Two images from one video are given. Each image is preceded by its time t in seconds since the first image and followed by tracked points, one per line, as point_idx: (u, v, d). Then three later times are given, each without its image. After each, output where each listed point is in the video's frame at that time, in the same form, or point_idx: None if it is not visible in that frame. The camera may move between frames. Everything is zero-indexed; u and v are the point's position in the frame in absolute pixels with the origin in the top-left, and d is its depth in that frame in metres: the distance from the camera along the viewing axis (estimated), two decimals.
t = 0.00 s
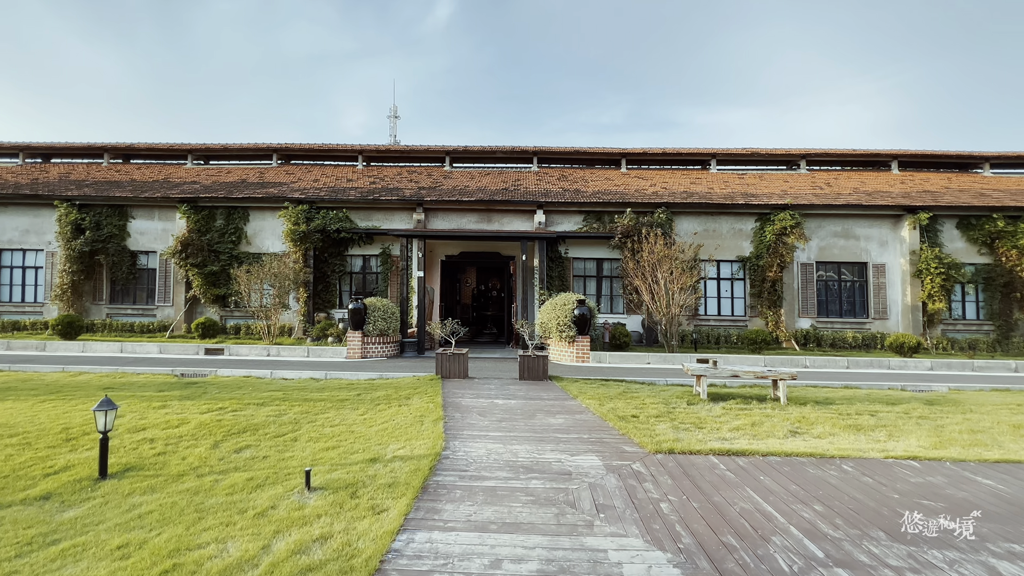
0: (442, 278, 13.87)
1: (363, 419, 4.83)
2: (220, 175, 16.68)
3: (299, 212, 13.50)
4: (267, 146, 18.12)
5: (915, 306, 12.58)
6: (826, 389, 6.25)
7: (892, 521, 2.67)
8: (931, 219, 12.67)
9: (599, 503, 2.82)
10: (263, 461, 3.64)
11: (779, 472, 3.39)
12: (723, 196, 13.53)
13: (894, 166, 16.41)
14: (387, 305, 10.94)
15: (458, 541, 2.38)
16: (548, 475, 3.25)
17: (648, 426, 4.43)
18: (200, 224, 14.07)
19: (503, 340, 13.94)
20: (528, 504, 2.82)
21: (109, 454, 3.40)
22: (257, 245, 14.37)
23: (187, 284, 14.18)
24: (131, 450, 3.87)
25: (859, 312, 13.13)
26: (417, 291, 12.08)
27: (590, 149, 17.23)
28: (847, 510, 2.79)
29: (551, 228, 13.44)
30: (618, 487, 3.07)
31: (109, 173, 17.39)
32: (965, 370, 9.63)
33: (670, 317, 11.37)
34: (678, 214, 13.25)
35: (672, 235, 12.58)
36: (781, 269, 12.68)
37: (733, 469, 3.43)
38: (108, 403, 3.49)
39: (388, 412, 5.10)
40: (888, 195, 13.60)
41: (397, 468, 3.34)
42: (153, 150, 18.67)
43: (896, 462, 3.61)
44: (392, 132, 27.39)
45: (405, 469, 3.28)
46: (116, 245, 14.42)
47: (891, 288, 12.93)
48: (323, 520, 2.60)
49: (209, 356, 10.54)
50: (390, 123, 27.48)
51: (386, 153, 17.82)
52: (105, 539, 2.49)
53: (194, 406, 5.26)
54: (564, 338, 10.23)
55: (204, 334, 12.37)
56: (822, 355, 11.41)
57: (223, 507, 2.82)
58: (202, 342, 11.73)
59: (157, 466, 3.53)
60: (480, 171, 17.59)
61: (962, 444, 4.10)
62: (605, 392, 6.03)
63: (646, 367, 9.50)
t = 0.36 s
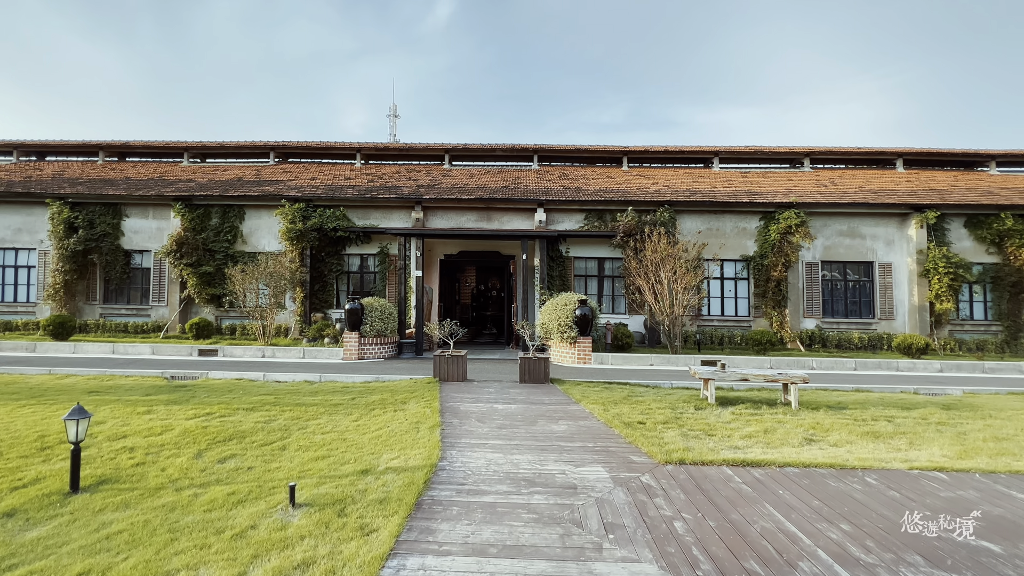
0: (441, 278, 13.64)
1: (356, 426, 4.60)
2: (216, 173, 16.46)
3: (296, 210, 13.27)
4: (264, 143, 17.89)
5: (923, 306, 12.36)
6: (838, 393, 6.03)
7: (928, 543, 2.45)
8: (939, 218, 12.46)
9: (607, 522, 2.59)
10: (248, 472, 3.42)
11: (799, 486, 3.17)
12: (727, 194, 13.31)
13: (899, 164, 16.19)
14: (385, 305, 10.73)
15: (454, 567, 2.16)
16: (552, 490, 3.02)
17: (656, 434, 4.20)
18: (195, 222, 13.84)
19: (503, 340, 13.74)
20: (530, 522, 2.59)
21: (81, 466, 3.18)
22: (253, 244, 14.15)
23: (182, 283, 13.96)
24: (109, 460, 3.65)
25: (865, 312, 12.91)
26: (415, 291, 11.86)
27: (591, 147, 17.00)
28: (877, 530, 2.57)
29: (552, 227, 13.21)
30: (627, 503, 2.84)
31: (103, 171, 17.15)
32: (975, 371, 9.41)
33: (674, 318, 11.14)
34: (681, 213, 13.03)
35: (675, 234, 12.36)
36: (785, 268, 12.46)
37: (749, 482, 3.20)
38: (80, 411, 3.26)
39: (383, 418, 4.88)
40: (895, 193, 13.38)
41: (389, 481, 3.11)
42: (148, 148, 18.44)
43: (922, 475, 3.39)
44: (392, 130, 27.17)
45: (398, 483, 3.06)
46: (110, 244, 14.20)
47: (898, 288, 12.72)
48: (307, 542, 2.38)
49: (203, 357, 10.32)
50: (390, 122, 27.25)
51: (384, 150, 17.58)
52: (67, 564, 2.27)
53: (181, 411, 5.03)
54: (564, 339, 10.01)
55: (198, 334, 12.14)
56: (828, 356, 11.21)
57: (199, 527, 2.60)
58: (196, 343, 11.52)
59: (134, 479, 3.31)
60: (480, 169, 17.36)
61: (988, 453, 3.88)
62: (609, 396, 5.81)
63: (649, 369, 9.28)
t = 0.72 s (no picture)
0: (441, 276, 13.39)
1: (351, 431, 4.36)
2: (212, 171, 16.21)
3: (293, 207, 13.02)
4: (262, 141, 17.66)
5: (931, 305, 12.13)
6: (853, 397, 5.79)
7: (979, 568, 2.21)
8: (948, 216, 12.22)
9: (623, 544, 2.35)
10: (233, 485, 3.18)
11: (827, 500, 2.93)
12: (732, 191, 13.07)
13: (906, 162, 15.97)
14: (383, 305, 10.50)
15: None
16: (561, 505, 2.78)
17: (669, 441, 3.96)
18: (190, 220, 13.60)
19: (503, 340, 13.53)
20: (538, 544, 2.35)
21: (51, 479, 2.94)
22: (249, 242, 13.90)
23: (177, 282, 13.72)
24: (85, 470, 3.41)
25: (873, 312, 12.67)
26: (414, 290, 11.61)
27: (593, 144, 16.76)
28: (921, 553, 2.33)
29: (554, 225, 12.98)
30: (643, 521, 2.60)
31: (98, 168, 16.90)
32: (988, 373, 9.18)
33: (678, 318, 10.91)
34: (685, 210, 12.78)
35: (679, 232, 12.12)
36: (792, 267, 12.23)
37: (773, 496, 2.97)
38: (51, 419, 3.02)
39: (379, 422, 4.64)
40: (902, 190, 13.14)
41: (383, 495, 2.87)
42: (144, 146, 18.19)
43: (958, 487, 3.15)
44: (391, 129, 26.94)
45: (393, 498, 2.82)
46: (103, 242, 13.95)
47: (906, 287, 12.48)
48: (291, 567, 2.14)
49: (197, 358, 10.08)
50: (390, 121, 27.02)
51: (383, 148, 17.33)
52: None
53: (167, 416, 4.79)
54: (567, 339, 9.79)
55: (192, 334, 11.87)
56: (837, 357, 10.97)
57: (174, 549, 2.36)
58: (191, 344, 11.28)
59: (109, 492, 3.08)
60: (480, 166, 17.11)
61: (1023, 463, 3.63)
62: (616, 399, 5.58)
63: (654, 371, 9.04)
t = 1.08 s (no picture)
0: (441, 276, 13.14)
1: (346, 442, 4.11)
2: (209, 169, 15.96)
3: (290, 206, 12.77)
4: (259, 139, 17.40)
5: (941, 306, 11.89)
6: (871, 404, 5.55)
7: None
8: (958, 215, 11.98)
9: None
10: (216, 505, 2.93)
11: (863, 523, 2.69)
12: (738, 190, 12.82)
13: (913, 160, 15.71)
14: (383, 305, 10.27)
15: None
16: (572, 530, 2.54)
17: (684, 454, 3.72)
18: (186, 220, 13.35)
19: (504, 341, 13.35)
20: None
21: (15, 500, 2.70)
22: (245, 241, 13.65)
23: (172, 283, 13.47)
24: (57, 487, 3.17)
25: (881, 313, 12.43)
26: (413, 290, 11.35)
27: (595, 143, 16.52)
28: None
29: (556, 224, 12.73)
30: (665, 549, 2.36)
31: (93, 166, 16.65)
32: (1003, 376, 8.94)
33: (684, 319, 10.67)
34: (690, 209, 12.54)
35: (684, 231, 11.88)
36: (799, 267, 11.98)
37: (804, 518, 2.73)
38: (17, 434, 2.78)
39: (376, 432, 4.39)
40: (911, 189, 12.89)
41: (379, 518, 2.63)
42: (140, 144, 17.94)
43: (1002, 507, 2.90)
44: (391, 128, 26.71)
45: (389, 522, 2.57)
46: (97, 241, 13.70)
47: (915, 287, 12.24)
48: None
49: (190, 361, 9.83)
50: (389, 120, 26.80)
51: (382, 145, 17.08)
52: None
53: (153, 425, 4.55)
54: (570, 341, 9.54)
55: (187, 335, 11.55)
56: (846, 359, 10.73)
57: None
58: (186, 346, 11.03)
59: (81, 513, 2.83)
60: (481, 165, 16.87)
61: None
62: (624, 406, 5.33)
63: (660, 374, 8.80)
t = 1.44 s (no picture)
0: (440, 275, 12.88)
1: (337, 451, 3.84)
2: (204, 166, 15.70)
3: (286, 203, 12.49)
4: (256, 136, 17.14)
5: (951, 306, 11.63)
6: (889, 409, 5.30)
7: None
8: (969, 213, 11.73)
9: None
10: (190, 524, 2.67)
11: (904, 545, 2.43)
12: (743, 187, 12.57)
13: (919, 157, 15.46)
14: (381, 305, 10.03)
15: None
16: (583, 555, 2.27)
17: (700, 464, 3.45)
18: (180, 217, 13.08)
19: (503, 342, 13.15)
20: None
21: None
22: (241, 239, 13.39)
23: (165, 282, 13.20)
24: (19, 503, 2.91)
25: (889, 312, 12.18)
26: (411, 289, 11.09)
27: (597, 140, 16.26)
28: None
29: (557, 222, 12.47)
30: None
31: (86, 163, 16.38)
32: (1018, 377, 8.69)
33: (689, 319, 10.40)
34: (694, 207, 12.28)
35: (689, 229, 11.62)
36: (806, 266, 11.72)
37: (838, 539, 2.47)
38: None
39: (369, 439, 4.13)
40: (920, 186, 12.64)
41: (368, 540, 2.37)
42: (135, 141, 17.66)
43: None
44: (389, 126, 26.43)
45: (379, 546, 2.31)
46: (89, 239, 13.43)
47: (924, 287, 11.98)
48: None
49: (182, 362, 9.57)
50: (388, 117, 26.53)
51: (381, 142, 16.81)
52: None
53: (132, 432, 4.28)
54: (572, 342, 9.30)
55: (180, 336, 11.30)
56: (855, 360, 10.49)
57: None
58: (178, 346, 10.76)
59: (40, 534, 2.57)
60: (481, 162, 16.61)
61: None
62: (632, 411, 5.07)
63: (665, 376, 8.55)
